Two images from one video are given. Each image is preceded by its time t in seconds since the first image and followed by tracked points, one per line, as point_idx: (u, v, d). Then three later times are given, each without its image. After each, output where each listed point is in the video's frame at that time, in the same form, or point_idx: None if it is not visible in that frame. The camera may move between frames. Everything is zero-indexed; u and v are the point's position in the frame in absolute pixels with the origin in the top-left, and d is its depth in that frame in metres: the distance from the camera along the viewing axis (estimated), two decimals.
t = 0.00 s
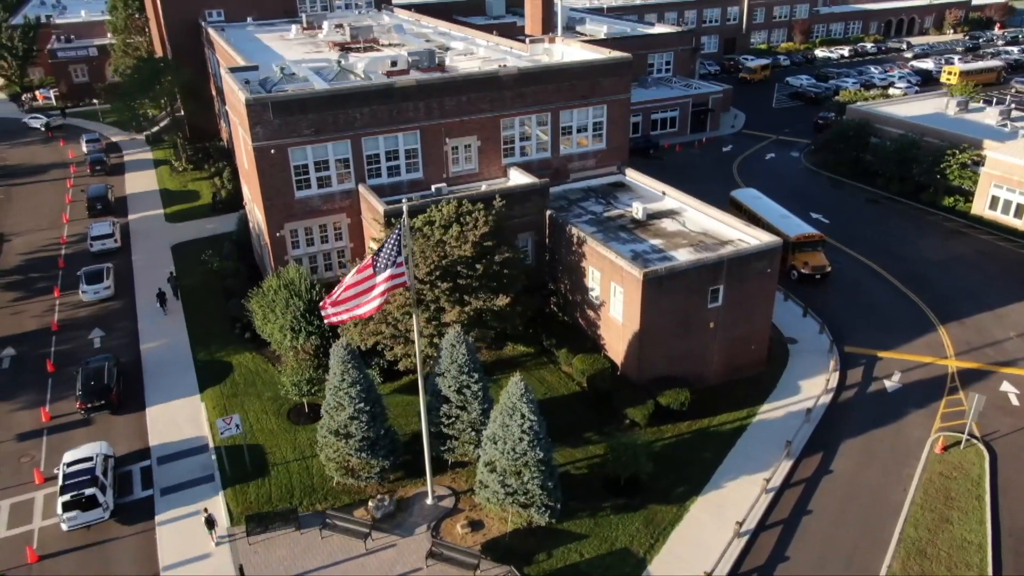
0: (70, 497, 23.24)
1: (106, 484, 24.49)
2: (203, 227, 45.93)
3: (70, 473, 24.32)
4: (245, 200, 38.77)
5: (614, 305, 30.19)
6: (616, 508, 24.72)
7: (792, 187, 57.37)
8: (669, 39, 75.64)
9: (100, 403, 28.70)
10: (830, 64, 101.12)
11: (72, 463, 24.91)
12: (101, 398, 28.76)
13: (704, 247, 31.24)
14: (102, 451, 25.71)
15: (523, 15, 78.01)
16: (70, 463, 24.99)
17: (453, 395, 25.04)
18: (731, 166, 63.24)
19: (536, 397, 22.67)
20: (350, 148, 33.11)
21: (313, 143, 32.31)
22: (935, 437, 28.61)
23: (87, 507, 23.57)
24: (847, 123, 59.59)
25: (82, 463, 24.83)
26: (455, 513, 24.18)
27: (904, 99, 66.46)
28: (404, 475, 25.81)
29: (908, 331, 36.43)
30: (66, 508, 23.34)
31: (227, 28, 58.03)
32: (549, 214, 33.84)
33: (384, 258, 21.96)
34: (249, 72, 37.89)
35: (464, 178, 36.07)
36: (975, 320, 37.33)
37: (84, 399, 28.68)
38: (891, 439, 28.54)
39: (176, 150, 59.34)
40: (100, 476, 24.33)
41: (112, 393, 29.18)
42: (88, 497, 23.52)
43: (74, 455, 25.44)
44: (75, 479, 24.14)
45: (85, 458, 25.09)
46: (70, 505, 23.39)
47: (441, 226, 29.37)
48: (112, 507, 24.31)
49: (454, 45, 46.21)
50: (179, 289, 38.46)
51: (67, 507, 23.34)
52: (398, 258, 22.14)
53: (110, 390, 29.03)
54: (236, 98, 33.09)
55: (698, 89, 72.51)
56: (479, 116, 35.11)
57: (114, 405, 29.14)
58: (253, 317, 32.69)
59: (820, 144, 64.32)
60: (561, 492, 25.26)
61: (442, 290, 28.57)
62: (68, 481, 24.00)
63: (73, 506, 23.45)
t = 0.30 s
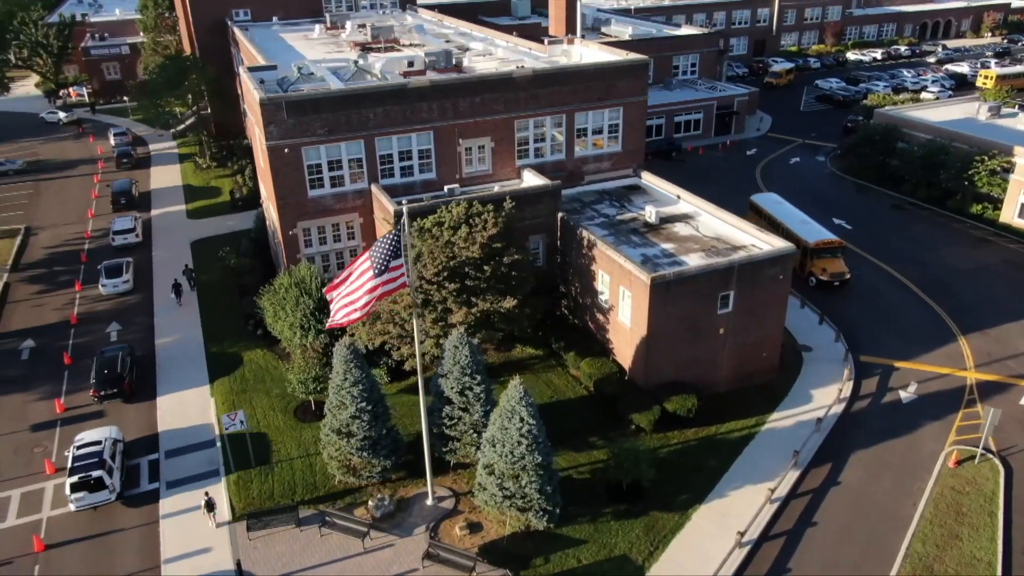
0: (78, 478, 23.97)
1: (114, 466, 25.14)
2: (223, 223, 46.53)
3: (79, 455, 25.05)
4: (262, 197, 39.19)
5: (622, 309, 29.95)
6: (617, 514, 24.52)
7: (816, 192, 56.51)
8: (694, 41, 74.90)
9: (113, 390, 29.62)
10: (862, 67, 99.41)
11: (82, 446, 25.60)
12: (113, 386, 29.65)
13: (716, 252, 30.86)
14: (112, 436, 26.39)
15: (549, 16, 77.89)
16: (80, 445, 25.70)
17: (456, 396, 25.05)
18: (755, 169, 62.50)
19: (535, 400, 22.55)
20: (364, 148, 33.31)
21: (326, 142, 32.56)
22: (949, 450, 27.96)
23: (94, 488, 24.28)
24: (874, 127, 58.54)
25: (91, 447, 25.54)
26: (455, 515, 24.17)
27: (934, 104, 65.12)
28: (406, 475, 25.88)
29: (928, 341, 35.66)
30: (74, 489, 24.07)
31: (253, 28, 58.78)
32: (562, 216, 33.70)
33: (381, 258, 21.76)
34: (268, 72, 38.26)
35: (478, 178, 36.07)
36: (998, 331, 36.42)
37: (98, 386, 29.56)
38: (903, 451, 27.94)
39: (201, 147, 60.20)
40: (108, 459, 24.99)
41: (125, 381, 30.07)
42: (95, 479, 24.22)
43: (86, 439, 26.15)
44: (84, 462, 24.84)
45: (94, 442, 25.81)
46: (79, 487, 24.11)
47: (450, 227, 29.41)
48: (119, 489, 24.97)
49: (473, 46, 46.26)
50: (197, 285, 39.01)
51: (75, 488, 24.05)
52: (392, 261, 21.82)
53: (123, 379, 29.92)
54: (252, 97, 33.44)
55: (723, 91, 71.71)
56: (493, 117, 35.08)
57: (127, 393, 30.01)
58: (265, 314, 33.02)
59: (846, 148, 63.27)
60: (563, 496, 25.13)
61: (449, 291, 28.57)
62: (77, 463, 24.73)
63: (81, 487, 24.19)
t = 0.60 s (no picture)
0: (87, 462, 24.78)
1: (122, 451, 25.98)
2: (242, 220, 47.10)
3: (89, 439, 25.89)
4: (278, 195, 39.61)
5: (630, 313, 29.76)
6: (617, 519, 24.37)
7: (838, 196, 55.70)
8: (719, 43, 74.04)
9: (125, 380, 30.46)
10: (892, 70, 97.71)
11: (92, 431, 26.44)
12: (126, 375, 30.51)
13: (727, 256, 30.55)
14: (121, 421, 27.25)
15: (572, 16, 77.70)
16: (90, 430, 26.56)
17: (458, 397, 25.09)
18: (776, 172, 61.80)
19: (535, 403, 22.51)
20: (376, 148, 33.52)
21: (339, 141, 32.83)
22: (962, 463, 27.37)
23: (102, 472, 25.12)
24: (899, 131, 57.52)
25: (101, 431, 26.42)
26: (454, 516, 24.19)
27: (964, 108, 63.80)
28: (408, 475, 25.97)
29: (946, 350, 34.95)
30: (84, 472, 24.89)
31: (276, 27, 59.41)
32: (572, 218, 33.59)
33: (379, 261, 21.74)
34: (285, 71, 38.61)
35: (491, 179, 36.11)
36: (1019, 342, 35.57)
37: (112, 375, 30.43)
38: (914, 463, 27.41)
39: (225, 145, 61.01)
40: (117, 444, 25.81)
41: (137, 370, 30.90)
42: (104, 463, 25.04)
43: (96, 424, 27.00)
44: (94, 446, 25.68)
45: (104, 427, 26.64)
46: (88, 470, 24.94)
47: (459, 228, 29.49)
48: (126, 474, 25.83)
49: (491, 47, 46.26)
50: (213, 281, 39.53)
51: (84, 471, 24.88)
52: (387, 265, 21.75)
53: (135, 368, 30.76)
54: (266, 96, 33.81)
55: (747, 93, 70.94)
56: (506, 118, 35.08)
57: (139, 382, 30.85)
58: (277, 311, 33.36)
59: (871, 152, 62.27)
60: (563, 499, 25.05)
61: (456, 291, 28.63)
62: (87, 447, 25.57)
63: (90, 470, 25.00)
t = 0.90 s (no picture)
0: (98, 445, 25.45)
1: (133, 435, 26.62)
2: (261, 217, 47.63)
3: (101, 423, 26.58)
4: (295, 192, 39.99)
5: (638, 316, 29.50)
6: (617, 523, 24.19)
7: (863, 201, 54.76)
8: (747, 44, 72.98)
9: (140, 368, 31.19)
10: (926, 72, 95.69)
11: (105, 415, 27.17)
12: (141, 363, 31.23)
13: (739, 260, 30.16)
14: (134, 406, 27.99)
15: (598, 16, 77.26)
16: (103, 414, 27.30)
17: (460, 397, 25.09)
18: (801, 176, 60.90)
19: (535, 405, 22.43)
20: (390, 147, 33.65)
21: (353, 140, 33.04)
22: (976, 476, 26.72)
23: (113, 454, 25.79)
24: (927, 136, 56.40)
25: (113, 415, 27.19)
26: (454, 515, 24.21)
27: (997, 112, 62.30)
28: (411, 473, 26.06)
29: (966, 360, 34.14)
30: (95, 454, 25.55)
31: (302, 26, 60.02)
32: (584, 220, 33.40)
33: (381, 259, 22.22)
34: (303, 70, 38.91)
35: (504, 179, 36.08)
36: None
37: (127, 363, 31.22)
38: (926, 474, 26.84)
39: (249, 142, 61.80)
40: (127, 428, 26.43)
41: (151, 359, 31.66)
42: (114, 446, 25.67)
43: (109, 408, 27.71)
44: (105, 429, 26.33)
45: (116, 412, 27.33)
46: (99, 452, 25.60)
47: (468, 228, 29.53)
48: (136, 457, 26.49)
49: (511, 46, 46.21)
50: (231, 276, 40.07)
51: (96, 453, 25.54)
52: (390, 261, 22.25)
53: (150, 357, 31.52)
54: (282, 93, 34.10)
55: (774, 95, 69.98)
56: (520, 118, 35.00)
57: (153, 370, 31.62)
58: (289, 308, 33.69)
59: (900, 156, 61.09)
60: (564, 502, 24.93)
61: (463, 291, 28.64)
62: (99, 430, 26.24)
63: (101, 453, 25.67)
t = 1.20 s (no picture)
0: (108, 430, 26.25)
1: (142, 421, 27.42)
2: (278, 213, 48.04)
3: (112, 408, 27.39)
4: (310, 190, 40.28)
5: (646, 318, 29.26)
6: (616, 527, 24.02)
7: (886, 205, 53.85)
8: (772, 44, 72.05)
9: (153, 357, 32.02)
10: (958, 74, 93.77)
11: (116, 401, 27.98)
12: (153, 352, 32.06)
13: (749, 264, 29.77)
14: (144, 393, 28.80)
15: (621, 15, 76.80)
16: (114, 400, 28.12)
17: (462, 396, 25.08)
18: (823, 179, 60.01)
19: (534, 407, 22.35)
20: (401, 145, 33.74)
21: (364, 138, 33.17)
22: (988, 489, 26.11)
23: (121, 440, 26.60)
24: (954, 139, 55.39)
25: (124, 401, 27.96)
26: (453, 515, 24.20)
27: None
28: (412, 472, 26.10)
29: (984, 369, 33.37)
30: (105, 439, 26.40)
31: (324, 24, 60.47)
32: (595, 221, 33.21)
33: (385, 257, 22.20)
34: (319, 68, 39.07)
35: (516, 179, 36.01)
36: None
37: (141, 352, 32.00)
38: (936, 485, 26.28)
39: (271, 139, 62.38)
40: (137, 415, 27.20)
41: (164, 348, 32.45)
42: (123, 432, 26.48)
43: (121, 395, 28.53)
44: (115, 415, 27.14)
45: (127, 398, 28.10)
46: (109, 438, 26.44)
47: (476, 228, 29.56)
48: (145, 443, 27.30)
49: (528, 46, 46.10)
50: (246, 272, 40.49)
51: (106, 438, 26.39)
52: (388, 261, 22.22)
53: (162, 346, 32.32)
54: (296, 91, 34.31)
55: (798, 96, 69.04)
56: (533, 118, 34.91)
57: (165, 360, 32.38)
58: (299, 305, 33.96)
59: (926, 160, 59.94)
60: (564, 505, 24.80)
61: (470, 290, 28.61)
62: (109, 416, 27.07)
63: (111, 438, 26.51)
